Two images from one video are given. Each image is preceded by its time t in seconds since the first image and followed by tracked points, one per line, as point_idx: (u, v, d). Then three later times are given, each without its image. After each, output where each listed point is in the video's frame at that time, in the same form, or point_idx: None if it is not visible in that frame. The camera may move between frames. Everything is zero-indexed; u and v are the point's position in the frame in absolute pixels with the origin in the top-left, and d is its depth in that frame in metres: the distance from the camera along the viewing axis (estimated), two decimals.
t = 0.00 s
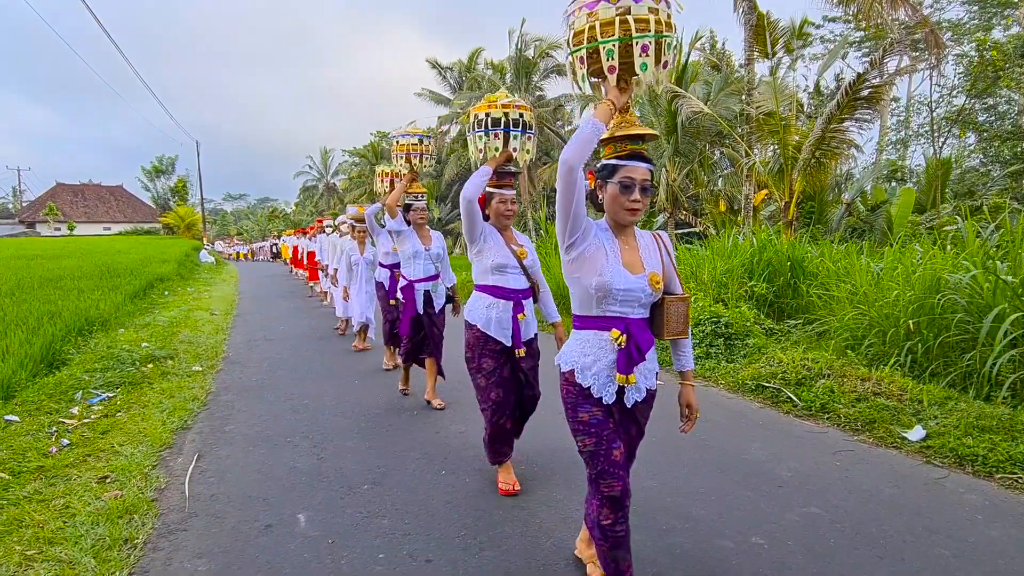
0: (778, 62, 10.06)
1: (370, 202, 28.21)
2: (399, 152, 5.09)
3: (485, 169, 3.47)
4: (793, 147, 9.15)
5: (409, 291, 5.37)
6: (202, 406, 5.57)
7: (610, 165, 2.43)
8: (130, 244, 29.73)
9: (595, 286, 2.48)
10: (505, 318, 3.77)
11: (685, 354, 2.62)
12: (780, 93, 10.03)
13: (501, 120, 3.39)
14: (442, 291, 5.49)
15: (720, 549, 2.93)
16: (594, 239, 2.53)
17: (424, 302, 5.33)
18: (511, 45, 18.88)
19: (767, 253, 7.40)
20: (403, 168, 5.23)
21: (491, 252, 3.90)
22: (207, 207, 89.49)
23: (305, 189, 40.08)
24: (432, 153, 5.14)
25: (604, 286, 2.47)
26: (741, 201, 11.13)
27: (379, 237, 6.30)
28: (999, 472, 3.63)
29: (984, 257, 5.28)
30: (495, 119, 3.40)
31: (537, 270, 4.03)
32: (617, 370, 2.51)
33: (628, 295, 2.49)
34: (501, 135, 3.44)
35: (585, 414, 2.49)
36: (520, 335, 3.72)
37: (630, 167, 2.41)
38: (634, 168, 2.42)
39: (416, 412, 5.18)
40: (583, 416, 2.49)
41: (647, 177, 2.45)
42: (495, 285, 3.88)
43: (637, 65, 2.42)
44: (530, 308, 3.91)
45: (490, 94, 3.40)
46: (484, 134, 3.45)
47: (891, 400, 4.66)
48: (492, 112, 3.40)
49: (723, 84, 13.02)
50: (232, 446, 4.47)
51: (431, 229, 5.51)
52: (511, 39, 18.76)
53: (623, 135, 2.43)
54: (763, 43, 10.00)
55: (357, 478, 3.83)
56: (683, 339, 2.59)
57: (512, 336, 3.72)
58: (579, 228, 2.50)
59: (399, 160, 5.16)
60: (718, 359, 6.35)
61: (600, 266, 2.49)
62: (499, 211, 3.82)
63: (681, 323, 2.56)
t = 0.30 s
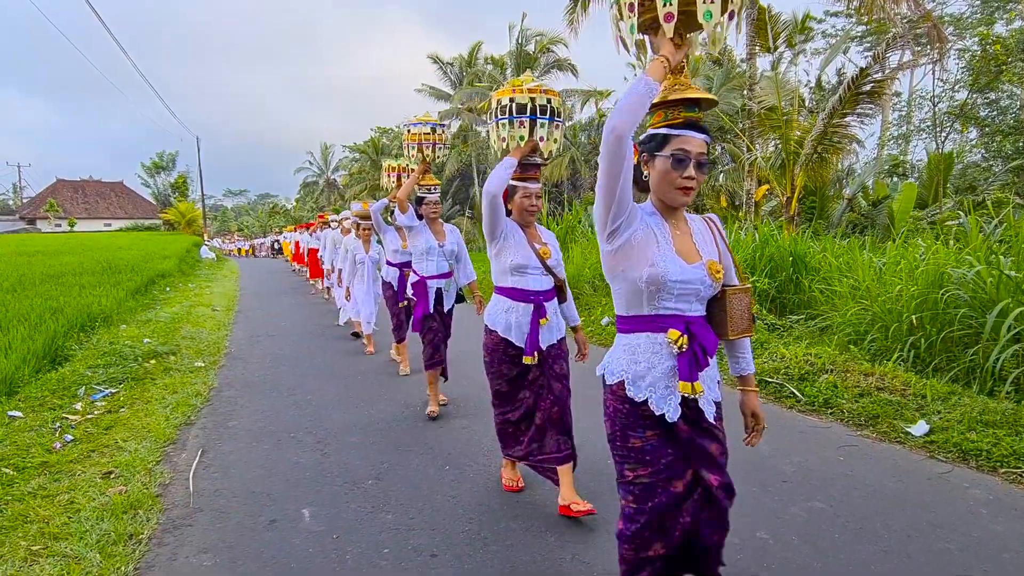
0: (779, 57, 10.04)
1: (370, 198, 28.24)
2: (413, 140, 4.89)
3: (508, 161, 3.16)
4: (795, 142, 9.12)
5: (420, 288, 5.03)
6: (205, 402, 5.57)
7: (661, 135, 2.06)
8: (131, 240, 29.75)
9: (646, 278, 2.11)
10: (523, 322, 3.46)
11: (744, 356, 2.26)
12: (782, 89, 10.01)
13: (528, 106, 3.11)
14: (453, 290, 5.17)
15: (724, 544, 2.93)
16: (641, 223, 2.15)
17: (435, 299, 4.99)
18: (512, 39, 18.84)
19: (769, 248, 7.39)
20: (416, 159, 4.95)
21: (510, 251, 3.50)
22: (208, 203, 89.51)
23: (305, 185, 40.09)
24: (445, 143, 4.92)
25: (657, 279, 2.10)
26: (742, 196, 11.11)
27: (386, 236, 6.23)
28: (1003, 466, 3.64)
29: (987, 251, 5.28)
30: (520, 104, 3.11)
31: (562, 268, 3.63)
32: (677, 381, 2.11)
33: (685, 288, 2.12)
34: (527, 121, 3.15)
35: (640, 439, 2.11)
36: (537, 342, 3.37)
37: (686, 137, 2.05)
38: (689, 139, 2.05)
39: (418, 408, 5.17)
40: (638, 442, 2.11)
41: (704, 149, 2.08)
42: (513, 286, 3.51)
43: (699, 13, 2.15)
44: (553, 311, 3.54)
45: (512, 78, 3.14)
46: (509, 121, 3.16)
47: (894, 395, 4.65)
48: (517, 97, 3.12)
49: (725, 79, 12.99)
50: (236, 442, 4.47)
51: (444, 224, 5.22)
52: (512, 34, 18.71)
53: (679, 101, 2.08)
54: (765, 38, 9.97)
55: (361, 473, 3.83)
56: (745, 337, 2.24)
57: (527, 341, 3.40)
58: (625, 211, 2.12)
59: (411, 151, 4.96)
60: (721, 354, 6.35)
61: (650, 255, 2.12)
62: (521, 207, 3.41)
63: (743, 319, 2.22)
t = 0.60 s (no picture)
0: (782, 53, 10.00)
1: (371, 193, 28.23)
2: (422, 127, 4.71)
3: (543, 141, 2.90)
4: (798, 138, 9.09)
5: (431, 286, 4.87)
6: (206, 396, 5.56)
7: (740, 120, 1.76)
8: (131, 235, 29.73)
9: (718, 294, 1.79)
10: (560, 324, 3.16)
11: (824, 383, 1.96)
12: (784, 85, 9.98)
13: (561, 82, 2.88)
14: (465, 288, 5.05)
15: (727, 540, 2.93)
16: (713, 227, 1.83)
17: (446, 300, 4.85)
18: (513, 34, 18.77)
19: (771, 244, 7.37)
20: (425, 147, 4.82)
21: (545, 244, 3.21)
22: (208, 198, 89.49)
23: (306, 180, 40.08)
24: (457, 130, 4.77)
25: (732, 295, 1.78)
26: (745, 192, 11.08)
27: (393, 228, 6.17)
28: (1006, 463, 3.63)
29: (990, 248, 5.28)
30: (553, 80, 2.89)
31: (601, 263, 3.36)
32: (750, 418, 1.81)
33: (766, 308, 1.80)
34: (561, 98, 2.92)
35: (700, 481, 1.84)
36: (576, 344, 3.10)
37: (769, 121, 1.75)
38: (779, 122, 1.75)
39: (420, 403, 5.16)
40: (701, 485, 1.83)
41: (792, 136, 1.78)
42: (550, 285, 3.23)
43: None
44: (592, 309, 3.26)
45: (547, 50, 2.94)
46: (541, 99, 2.95)
47: (896, 391, 4.65)
48: (548, 72, 2.90)
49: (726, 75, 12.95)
50: (238, 437, 4.47)
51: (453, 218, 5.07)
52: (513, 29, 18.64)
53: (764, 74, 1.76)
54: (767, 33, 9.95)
55: (364, 468, 3.83)
56: (833, 362, 1.93)
57: (565, 344, 3.13)
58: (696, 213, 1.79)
59: (421, 139, 4.78)
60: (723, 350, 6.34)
61: (723, 265, 1.80)
62: (557, 194, 3.18)
63: (832, 341, 1.91)
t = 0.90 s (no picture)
0: (784, 50, 9.99)
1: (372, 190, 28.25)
2: (433, 118, 4.69)
3: (570, 133, 2.65)
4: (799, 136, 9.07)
5: (438, 287, 4.72)
6: (209, 393, 5.57)
7: (858, 78, 1.49)
8: (133, 231, 29.79)
9: (841, 292, 1.47)
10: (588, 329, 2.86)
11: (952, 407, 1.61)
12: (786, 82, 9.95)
13: (594, 64, 2.75)
14: (475, 287, 4.85)
15: (730, 538, 2.93)
16: (829, 211, 1.51)
17: (454, 299, 4.68)
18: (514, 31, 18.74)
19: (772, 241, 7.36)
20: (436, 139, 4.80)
21: (572, 242, 2.89)
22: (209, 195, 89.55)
23: (307, 177, 40.11)
24: (468, 121, 4.77)
25: (859, 293, 1.46)
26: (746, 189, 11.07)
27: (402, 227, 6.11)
28: (1009, 462, 3.63)
29: (993, 246, 5.27)
30: (584, 61, 2.77)
31: (633, 264, 3.03)
32: (879, 452, 1.53)
33: (898, 310, 1.49)
34: (594, 81, 2.78)
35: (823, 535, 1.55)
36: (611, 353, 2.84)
37: (893, 81, 1.47)
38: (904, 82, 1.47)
39: (423, 400, 5.15)
40: (823, 540, 1.55)
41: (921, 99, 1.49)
42: (577, 288, 2.90)
43: None
44: (622, 316, 2.99)
45: (576, 30, 2.82)
46: (572, 82, 2.81)
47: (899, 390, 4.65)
48: (580, 53, 2.78)
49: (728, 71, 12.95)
50: (240, 433, 4.48)
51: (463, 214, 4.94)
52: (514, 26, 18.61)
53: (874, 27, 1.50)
54: (769, 31, 9.93)
55: (366, 465, 3.83)
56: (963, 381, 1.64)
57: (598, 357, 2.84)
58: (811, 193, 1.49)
59: (432, 130, 4.74)
60: (724, 348, 6.35)
61: (845, 256, 1.48)
62: (587, 188, 2.90)
63: (960, 360, 1.63)
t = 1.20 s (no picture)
0: (786, 49, 9.97)
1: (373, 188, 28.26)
2: (451, 109, 4.64)
3: (606, 118, 2.28)
4: (802, 135, 9.05)
5: (451, 293, 4.40)
6: (210, 390, 5.57)
7: None
8: (134, 228, 29.83)
9: None
10: (626, 346, 2.51)
11: None
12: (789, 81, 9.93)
13: (635, 40, 2.28)
14: (494, 292, 4.48)
15: (732, 538, 2.93)
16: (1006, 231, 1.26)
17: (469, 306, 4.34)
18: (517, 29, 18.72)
19: (774, 241, 7.36)
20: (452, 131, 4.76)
21: (607, 246, 2.54)
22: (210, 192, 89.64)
23: (308, 174, 40.13)
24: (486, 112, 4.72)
25: None
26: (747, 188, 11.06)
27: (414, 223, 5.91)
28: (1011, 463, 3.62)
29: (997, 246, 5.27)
30: (624, 37, 2.28)
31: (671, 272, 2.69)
32: None
33: None
34: (636, 60, 2.30)
35: None
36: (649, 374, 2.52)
37: None
38: None
39: (424, 398, 5.15)
40: None
41: None
42: (611, 298, 2.55)
43: None
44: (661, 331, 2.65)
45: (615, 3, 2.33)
46: (609, 61, 2.33)
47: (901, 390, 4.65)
48: (618, 27, 2.29)
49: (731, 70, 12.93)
50: (242, 431, 4.48)
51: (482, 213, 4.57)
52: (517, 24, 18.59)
53: None
54: (772, 29, 9.92)
55: (367, 463, 3.83)
56: None
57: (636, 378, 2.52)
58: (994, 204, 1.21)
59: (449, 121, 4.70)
60: (726, 347, 6.34)
61: None
62: (620, 184, 2.54)
63: None
